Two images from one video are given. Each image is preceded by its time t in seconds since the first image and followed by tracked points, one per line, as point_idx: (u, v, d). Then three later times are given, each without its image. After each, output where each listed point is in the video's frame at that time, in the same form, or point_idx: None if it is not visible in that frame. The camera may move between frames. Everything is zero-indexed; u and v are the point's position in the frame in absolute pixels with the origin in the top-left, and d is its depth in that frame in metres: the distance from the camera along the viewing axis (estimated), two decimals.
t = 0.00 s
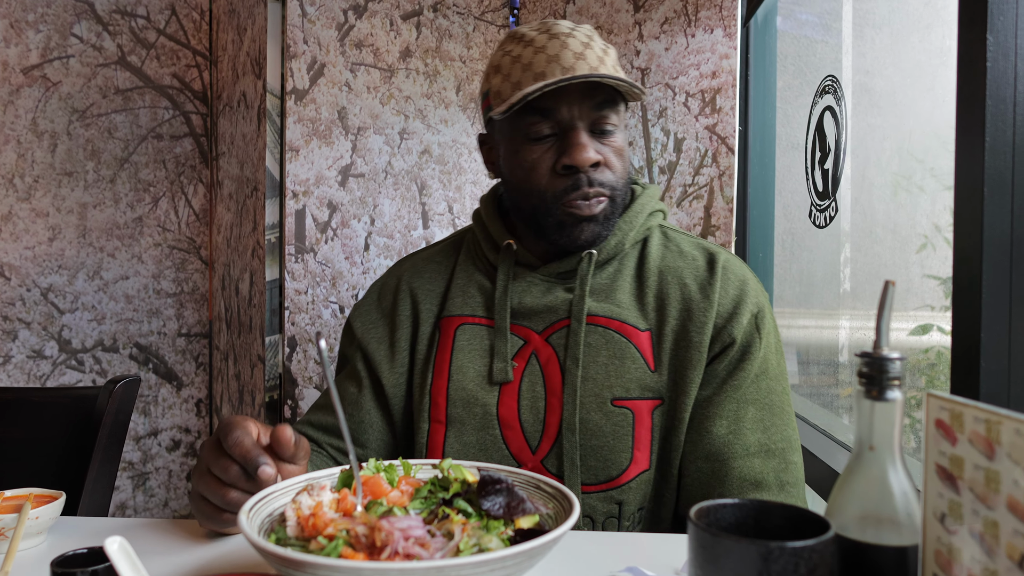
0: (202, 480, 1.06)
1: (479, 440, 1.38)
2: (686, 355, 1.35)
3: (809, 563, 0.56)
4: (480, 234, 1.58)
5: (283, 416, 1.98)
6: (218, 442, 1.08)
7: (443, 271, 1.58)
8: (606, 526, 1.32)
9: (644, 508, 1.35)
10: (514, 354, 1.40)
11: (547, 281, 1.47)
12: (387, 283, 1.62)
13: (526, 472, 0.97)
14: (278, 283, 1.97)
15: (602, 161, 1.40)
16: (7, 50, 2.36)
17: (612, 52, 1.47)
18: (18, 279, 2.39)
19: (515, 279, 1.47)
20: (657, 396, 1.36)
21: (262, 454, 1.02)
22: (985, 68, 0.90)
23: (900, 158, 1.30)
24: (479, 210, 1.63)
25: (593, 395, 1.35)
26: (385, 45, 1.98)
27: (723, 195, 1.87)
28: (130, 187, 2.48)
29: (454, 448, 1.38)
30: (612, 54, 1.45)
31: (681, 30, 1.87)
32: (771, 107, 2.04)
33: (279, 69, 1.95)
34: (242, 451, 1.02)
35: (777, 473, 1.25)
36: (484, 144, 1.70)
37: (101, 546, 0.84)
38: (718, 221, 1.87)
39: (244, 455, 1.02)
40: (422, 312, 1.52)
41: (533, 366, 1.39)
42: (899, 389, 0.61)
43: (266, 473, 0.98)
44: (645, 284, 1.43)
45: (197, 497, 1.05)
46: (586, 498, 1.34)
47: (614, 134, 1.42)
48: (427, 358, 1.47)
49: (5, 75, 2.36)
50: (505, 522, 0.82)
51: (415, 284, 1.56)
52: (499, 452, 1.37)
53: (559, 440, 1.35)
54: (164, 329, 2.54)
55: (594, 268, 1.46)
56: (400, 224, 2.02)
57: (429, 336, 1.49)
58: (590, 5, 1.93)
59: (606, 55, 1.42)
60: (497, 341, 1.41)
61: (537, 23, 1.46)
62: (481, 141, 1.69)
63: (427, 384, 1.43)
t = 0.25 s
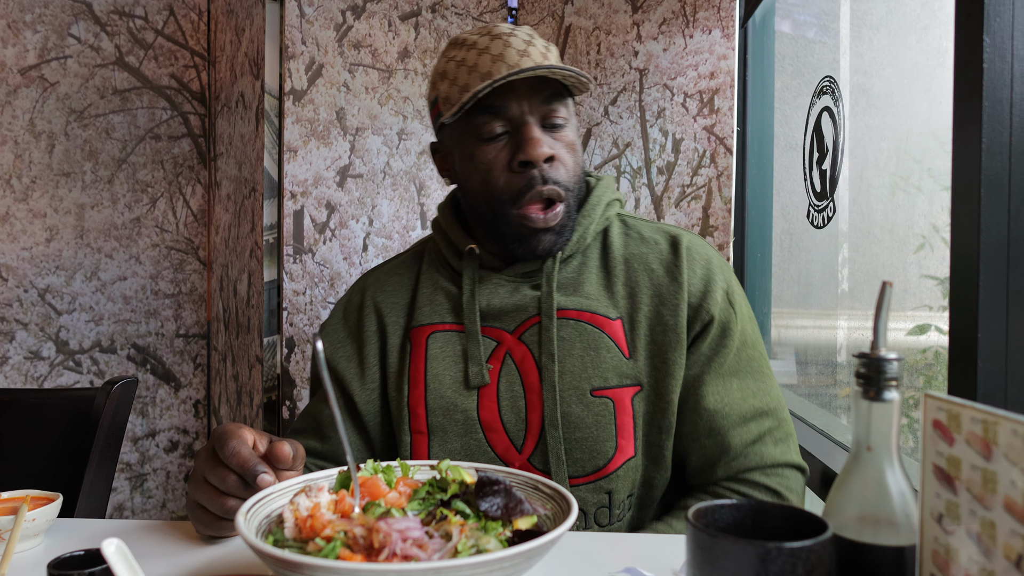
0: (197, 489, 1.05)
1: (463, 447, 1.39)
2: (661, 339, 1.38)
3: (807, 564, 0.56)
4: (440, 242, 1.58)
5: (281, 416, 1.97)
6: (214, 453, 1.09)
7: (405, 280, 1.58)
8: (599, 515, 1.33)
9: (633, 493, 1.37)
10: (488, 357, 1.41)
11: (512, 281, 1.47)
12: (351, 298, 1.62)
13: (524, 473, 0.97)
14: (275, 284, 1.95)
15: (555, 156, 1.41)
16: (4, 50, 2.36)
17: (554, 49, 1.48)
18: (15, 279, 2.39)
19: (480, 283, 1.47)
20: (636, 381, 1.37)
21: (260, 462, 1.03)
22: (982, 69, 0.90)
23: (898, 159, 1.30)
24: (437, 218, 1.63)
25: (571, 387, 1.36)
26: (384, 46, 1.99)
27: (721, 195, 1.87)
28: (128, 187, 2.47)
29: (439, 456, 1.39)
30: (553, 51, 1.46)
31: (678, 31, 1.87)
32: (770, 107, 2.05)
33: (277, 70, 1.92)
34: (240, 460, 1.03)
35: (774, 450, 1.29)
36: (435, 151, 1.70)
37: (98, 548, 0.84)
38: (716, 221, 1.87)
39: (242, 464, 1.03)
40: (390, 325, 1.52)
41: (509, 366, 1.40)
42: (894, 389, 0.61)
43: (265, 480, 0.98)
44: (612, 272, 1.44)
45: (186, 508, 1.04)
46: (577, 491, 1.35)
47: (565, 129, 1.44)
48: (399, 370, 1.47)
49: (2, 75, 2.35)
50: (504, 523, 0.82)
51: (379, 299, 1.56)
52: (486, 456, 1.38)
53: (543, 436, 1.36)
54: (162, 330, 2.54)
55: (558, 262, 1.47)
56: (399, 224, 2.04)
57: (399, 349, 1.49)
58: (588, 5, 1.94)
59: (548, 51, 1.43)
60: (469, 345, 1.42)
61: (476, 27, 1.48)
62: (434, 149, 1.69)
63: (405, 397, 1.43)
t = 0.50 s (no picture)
0: (194, 493, 1.03)
1: (458, 445, 1.44)
2: (635, 313, 1.47)
3: (807, 564, 0.56)
4: (404, 250, 1.62)
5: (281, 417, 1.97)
6: (210, 457, 1.08)
7: (371, 294, 1.62)
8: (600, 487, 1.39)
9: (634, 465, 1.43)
10: (469, 355, 1.46)
11: (484, 278, 1.53)
12: (319, 316, 1.65)
13: (524, 473, 0.97)
14: (275, 285, 1.95)
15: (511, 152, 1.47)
16: (4, 52, 2.36)
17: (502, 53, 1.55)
18: (16, 280, 2.38)
19: (452, 283, 1.52)
20: (619, 356, 1.45)
21: (259, 460, 1.03)
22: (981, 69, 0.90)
23: (898, 159, 1.30)
24: (396, 229, 1.68)
25: (560, 370, 1.44)
26: (383, 46, 2.00)
27: (720, 195, 1.86)
28: (128, 188, 2.48)
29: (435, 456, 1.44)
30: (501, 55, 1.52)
31: (678, 31, 1.87)
32: (769, 108, 2.05)
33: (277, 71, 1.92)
34: (239, 460, 1.03)
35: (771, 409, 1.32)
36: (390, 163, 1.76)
37: (99, 549, 0.84)
38: (716, 221, 1.86)
39: (242, 463, 1.03)
40: (361, 340, 1.55)
41: (492, 359, 1.45)
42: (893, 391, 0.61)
43: (267, 479, 0.98)
44: (581, 257, 1.54)
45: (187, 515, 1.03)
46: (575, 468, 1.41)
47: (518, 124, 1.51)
48: (379, 380, 1.51)
49: (3, 77, 2.35)
50: (503, 523, 0.82)
51: (347, 316, 1.59)
52: (481, 452, 1.43)
53: (536, 420, 1.42)
54: (163, 331, 2.54)
55: (529, 255, 1.55)
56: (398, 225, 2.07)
57: (375, 360, 1.53)
58: (587, 6, 1.94)
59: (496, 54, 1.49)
60: (449, 346, 1.46)
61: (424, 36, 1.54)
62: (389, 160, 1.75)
63: (392, 406, 1.47)
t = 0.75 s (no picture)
0: (194, 492, 1.03)
1: (439, 443, 1.43)
2: (608, 302, 1.49)
3: (806, 566, 0.56)
4: (381, 259, 1.64)
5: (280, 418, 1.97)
6: (209, 455, 1.07)
7: (348, 300, 1.62)
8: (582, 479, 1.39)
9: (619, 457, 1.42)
10: (445, 353, 1.46)
11: (457, 276, 1.54)
12: (299, 325, 1.66)
13: (524, 475, 0.97)
14: (275, 286, 1.96)
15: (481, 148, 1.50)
16: (3, 53, 2.33)
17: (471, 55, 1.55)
18: (16, 282, 2.36)
19: (426, 282, 1.53)
20: (594, 345, 1.45)
21: (258, 457, 1.01)
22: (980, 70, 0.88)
23: (897, 159, 1.30)
24: (370, 237, 1.69)
25: (535, 360, 1.44)
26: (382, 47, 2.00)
27: (720, 196, 1.86)
28: (128, 189, 2.48)
29: (416, 456, 1.43)
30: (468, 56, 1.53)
31: (677, 31, 1.87)
32: (768, 108, 2.05)
33: (276, 71, 1.92)
34: (239, 457, 1.01)
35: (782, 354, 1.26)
36: (359, 171, 1.77)
37: (99, 550, 0.84)
38: (716, 222, 1.86)
39: (241, 460, 1.01)
40: (339, 346, 1.55)
41: (468, 355, 1.46)
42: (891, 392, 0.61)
43: (267, 475, 0.98)
44: (553, 249, 1.56)
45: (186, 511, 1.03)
46: (556, 459, 1.41)
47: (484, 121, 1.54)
48: (357, 385, 1.49)
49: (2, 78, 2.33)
50: (502, 525, 0.82)
51: (324, 322, 1.59)
52: (463, 449, 1.42)
53: (515, 413, 1.42)
54: (163, 331, 2.55)
55: (502, 250, 1.56)
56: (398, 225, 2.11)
57: (352, 365, 1.51)
58: (586, 7, 1.94)
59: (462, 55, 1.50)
60: (425, 345, 1.46)
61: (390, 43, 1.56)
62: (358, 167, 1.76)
63: (371, 408, 1.46)
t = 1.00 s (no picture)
0: (194, 490, 1.04)
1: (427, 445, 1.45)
2: (594, 303, 1.49)
3: (805, 566, 0.56)
4: (374, 260, 1.65)
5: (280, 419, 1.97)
6: (209, 454, 1.07)
7: (341, 301, 1.64)
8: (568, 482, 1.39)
9: (608, 459, 1.41)
10: (433, 356, 1.47)
11: (445, 278, 1.55)
12: (296, 326, 1.68)
13: (523, 475, 0.97)
14: (274, 287, 1.96)
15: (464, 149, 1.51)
16: (3, 54, 2.32)
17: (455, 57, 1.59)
18: (15, 282, 2.36)
19: (415, 285, 1.54)
20: (580, 347, 1.45)
21: (258, 456, 1.02)
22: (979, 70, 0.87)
23: (897, 159, 1.30)
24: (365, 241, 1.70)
25: (520, 363, 1.44)
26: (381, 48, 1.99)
27: (719, 196, 1.85)
28: (127, 190, 2.48)
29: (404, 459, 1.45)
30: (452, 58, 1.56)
31: (677, 32, 1.87)
32: (768, 108, 2.06)
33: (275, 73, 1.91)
34: (238, 455, 1.02)
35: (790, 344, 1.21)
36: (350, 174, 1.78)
37: (98, 551, 0.84)
38: (715, 222, 1.86)
39: (241, 459, 1.02)
40: (331, 347, 1.56)
41: (456, 358, 1.46)
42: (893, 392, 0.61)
43: (265, 474, 0.98)
44: (541, 250, 1.56)
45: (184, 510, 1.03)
46: (543, 463, 1.41)
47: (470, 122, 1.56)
48: (349, 386, 1.51)
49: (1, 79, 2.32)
50: (502, 525, 0.82)
51: (318, 323, 1.60)
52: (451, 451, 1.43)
53: (501, 415, 1.42)
54: (162, 332, 2.55)
55: (490, 253, 1.56)
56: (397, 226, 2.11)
57: (344, 366, 1.53)
58: (585, 7, 1.94)
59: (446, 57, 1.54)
60: (414, 347, 1.47)
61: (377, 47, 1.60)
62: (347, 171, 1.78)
63: (360, 410, 1.47)
